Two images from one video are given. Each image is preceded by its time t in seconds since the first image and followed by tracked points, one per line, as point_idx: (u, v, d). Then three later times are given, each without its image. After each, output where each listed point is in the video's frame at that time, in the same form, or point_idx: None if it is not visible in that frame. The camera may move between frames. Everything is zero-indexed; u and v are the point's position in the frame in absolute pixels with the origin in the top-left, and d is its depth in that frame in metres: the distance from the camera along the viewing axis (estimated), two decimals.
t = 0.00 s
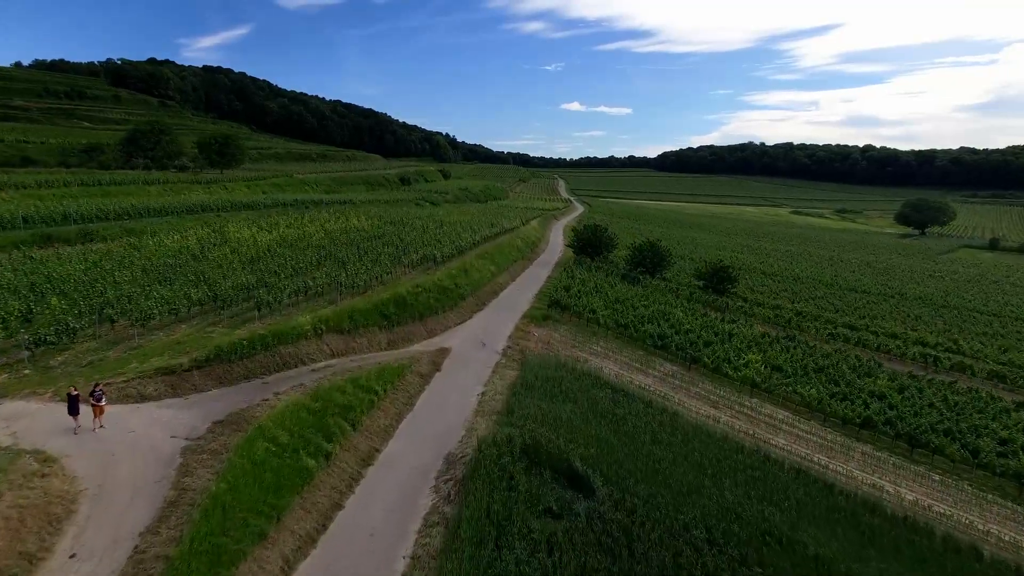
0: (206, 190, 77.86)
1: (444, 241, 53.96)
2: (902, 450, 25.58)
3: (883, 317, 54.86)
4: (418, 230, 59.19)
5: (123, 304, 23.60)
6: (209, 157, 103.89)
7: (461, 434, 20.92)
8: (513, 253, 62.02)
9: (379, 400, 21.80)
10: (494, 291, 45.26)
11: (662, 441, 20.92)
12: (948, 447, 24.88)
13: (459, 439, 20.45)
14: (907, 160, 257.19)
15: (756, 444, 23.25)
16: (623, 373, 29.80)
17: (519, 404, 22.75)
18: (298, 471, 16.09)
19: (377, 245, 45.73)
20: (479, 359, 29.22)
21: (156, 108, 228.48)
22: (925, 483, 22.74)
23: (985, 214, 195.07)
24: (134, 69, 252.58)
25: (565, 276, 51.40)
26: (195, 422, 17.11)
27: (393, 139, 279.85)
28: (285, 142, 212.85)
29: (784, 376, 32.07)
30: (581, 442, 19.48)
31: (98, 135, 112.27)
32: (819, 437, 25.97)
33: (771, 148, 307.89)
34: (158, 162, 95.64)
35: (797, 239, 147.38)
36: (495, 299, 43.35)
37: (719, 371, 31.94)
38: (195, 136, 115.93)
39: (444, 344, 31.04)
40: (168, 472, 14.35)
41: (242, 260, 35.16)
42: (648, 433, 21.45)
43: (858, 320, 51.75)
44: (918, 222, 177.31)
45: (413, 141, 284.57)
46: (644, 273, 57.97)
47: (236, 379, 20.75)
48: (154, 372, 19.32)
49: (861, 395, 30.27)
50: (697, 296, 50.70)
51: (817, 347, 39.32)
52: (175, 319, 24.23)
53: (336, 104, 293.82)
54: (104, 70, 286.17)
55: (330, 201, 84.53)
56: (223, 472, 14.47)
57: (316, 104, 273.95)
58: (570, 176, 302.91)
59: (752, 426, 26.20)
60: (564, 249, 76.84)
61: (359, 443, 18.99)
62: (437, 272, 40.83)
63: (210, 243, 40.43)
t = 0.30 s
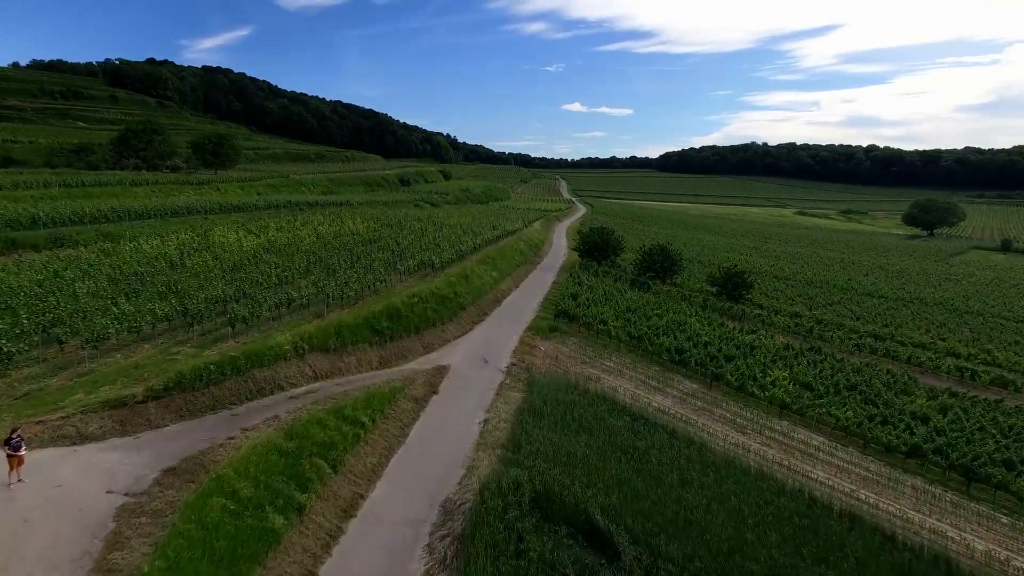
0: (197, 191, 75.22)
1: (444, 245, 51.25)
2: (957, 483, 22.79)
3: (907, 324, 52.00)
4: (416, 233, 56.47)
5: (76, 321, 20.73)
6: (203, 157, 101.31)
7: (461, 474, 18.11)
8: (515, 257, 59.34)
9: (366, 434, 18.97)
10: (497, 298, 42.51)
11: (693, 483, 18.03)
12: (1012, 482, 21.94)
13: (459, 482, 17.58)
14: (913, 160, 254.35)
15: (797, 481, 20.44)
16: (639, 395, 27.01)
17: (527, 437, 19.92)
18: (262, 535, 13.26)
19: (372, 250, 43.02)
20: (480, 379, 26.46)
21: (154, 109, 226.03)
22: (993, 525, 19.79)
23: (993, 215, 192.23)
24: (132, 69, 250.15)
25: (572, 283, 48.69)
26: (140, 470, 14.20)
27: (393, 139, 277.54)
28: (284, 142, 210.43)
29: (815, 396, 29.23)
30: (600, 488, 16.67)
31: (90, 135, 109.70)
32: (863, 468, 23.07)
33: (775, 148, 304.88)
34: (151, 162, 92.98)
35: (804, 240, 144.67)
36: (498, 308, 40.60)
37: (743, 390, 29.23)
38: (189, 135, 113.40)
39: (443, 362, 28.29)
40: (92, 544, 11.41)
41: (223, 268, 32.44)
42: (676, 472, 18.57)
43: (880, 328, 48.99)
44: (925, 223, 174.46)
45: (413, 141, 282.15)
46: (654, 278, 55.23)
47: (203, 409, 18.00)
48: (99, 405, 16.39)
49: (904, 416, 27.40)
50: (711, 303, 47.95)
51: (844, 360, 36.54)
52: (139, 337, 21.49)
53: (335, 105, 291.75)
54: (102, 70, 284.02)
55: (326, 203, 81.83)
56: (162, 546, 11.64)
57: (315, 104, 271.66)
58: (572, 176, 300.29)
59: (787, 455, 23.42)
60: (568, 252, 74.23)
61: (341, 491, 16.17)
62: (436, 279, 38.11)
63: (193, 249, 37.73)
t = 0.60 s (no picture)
0: (187, 191, 72.57)
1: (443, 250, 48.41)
2: None
3: (933, 332, 49.15)
4: (413, 236, 53.70)
5: (14, 341, 17.95)
6: (195, 156, 98.57)
7: (459, 527, 15.27)
8: (518, 260, 56.66)
9: (347, 478, 16.16)
10: (499, 307, 39.74)
11: (734, 539, 15.13)
12: None
13: (456, 538, 14.73)
14: (918, 160, 251.49)
15: (849, 529, 17.55)
16: (659, 421, 24.23)
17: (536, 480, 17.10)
18: None
19: (365, 256, 40.22)
20: (481, 403, 23.66)
21: (151, 109, 223.31)
22: None
23: (1002, 215, 189.15)
24: (129, 69, 247.36)
25: (578, 290, 45.88)
26: (54, 543, 11.38)
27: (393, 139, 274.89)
28: (282, 142, 207.78)
29: (852, 418, 26.39)
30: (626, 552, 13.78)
31: (81, 134, 107.08)
32: (919, 508, 20.07)
33: (778, 147, 301.95)
34: (141, 162, 90.10)
35: (811, 241, 141.76)
36: (500, 318, 37.80)
37: (773, 411, 26.44)
38: (183, 134, 110.76)
39: (440, 382, 25.49)
40: None
41: (199, 277, 29.60)
42: (712, 525, 15.70)
43: (905, 336, 46.17)
44: (933, 224, 171.51)
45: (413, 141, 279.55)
46: (664, 285, 52.43)
47: (152, 451, 15.16)
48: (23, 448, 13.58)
49: (954, 442, 24.42)
50: (727, 310, 45.12)
51: (876, 374, 33.72)
52: (87, 360, 18.63)
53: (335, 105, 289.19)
54: (100, 69, 281.66)
55: (320, 204, 79.02)
56: None
57: (314, 104, 269.16)
58: (573, 176, 297.66)
59: (830, 492, 20.55)
60: (572, 255, 71.54)
61: (313, 555, 13.34)
62: (434, 286, 35.33)
63: (170, 255, 34.89)
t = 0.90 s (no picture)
0: (176, 191, 69.84)
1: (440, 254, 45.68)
2: None
3: (961, 340, 46.29)
4: (410, 239, 50.95)
5: None
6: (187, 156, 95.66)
7: None
8: (520, 264, 53.91)
9: (320, 539, 13.34)
10: (501, 316, 36.96)
11: None
12: None
13: None
14: (923, 160, 248.72)
15: None
16: (682, 452, 21.42)
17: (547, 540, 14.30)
18: None
19: (357, 261, 37.40)
20: (482, 433, 20.87)
21: (147, 108, 220.75)
22: None
23: (1010, 215, 186.25)
24: (125, 67, 244.69)
25: (584, 296, 43.08)
26: None
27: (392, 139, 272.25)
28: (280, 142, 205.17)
29: (897, 444, 23.49)
30: None
31: (70, 133, 104.42)
32: (992, 559, 17.12)
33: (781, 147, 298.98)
34: (131, 161, 87.33)
35: (818, 243, 138.97)
36: (502, 328, 35.03)
37: (808, 437, 23.60)
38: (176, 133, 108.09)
39: (435, 407, 22.69)
40: None
41: (170, 286, 26.84)
42: None
43: (933, 346, 43.37)
44: (940, 224, 168.72)
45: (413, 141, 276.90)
46: (674, 290, 49.66)
47: (76, 514, 12.44)
48: None
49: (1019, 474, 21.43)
50: (744, 318, 42.35)
51: (912, 390, 30.85)
52: (15, 390, 15.81)
53: (333, 104, 286.59)
54: (97, 69, 279.22)
55: (315, 205, 76.27)
56: None
57: (312, 104, 266.58)
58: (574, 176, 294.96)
59: (887, 539, 17.63)
60: (576, 258, 68.78)
61: None
62: (431, 294, 32.59)
63: (143, 261, 32.14)
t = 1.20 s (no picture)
0: (163, 192, 67.17)
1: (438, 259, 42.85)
2: None
3: (993, 349, 43.41)
4: (406, 242, 48.19)
5: None
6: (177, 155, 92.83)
7: None
8: (523, 268, 51.15)
9: None
10: (504, 326, 34.11)
11: None
12: None
13: None
14: (928, 159, 245.64)
15: None
16: (713, 494, 18.52)
17: None
18: None
19: (347, 267, 34.57)
20: (483, 471, 18.05)
21: (143, 108, 217.89)
22: None
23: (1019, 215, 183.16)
24: (121, 66, 241.77)
25: (591, 303, 40.28)
26: None
27: (392, 139, 269.46)
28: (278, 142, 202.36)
29: (957, 478, 20.45)
30: None
31: (59, 131, 101.83)
32: None
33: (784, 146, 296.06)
34: (119, 160, 84.44)
35: (826, 244, 136.01)
36: (505, 341, 32.16)
37: (854, 471, 20.63)
38: (168, 131, 105.41)
39: (429, 438, 19.88)
40: None
41: (134, 297, 24.09)
42: None
43: (965, 356, 40.48)
44: (948, 224, 165.74)
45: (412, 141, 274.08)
46: (686, 297, 46.87)
47: None
48: None
49: None
50: (763, 327, 39.54)
51: (958, 410, 27.92)
52: None
53: (332, 104, 283.96)
54: (93, 68, 276.82)
55: (308, 205, 73.35)
56: None
57: (312, 103, 264.15)
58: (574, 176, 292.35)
59: None
60: (581, 261, 66.05)
61: None
62: (426, 304, 29.75)
63: (112, 267, 29.35)
